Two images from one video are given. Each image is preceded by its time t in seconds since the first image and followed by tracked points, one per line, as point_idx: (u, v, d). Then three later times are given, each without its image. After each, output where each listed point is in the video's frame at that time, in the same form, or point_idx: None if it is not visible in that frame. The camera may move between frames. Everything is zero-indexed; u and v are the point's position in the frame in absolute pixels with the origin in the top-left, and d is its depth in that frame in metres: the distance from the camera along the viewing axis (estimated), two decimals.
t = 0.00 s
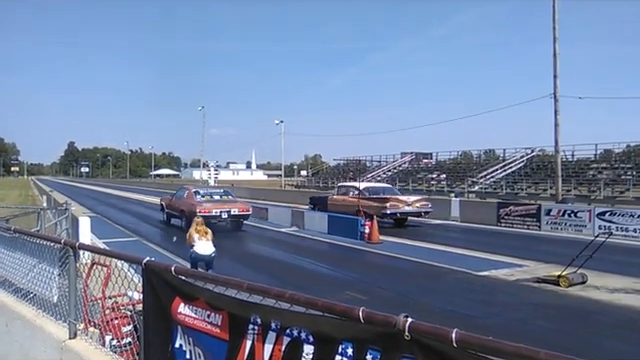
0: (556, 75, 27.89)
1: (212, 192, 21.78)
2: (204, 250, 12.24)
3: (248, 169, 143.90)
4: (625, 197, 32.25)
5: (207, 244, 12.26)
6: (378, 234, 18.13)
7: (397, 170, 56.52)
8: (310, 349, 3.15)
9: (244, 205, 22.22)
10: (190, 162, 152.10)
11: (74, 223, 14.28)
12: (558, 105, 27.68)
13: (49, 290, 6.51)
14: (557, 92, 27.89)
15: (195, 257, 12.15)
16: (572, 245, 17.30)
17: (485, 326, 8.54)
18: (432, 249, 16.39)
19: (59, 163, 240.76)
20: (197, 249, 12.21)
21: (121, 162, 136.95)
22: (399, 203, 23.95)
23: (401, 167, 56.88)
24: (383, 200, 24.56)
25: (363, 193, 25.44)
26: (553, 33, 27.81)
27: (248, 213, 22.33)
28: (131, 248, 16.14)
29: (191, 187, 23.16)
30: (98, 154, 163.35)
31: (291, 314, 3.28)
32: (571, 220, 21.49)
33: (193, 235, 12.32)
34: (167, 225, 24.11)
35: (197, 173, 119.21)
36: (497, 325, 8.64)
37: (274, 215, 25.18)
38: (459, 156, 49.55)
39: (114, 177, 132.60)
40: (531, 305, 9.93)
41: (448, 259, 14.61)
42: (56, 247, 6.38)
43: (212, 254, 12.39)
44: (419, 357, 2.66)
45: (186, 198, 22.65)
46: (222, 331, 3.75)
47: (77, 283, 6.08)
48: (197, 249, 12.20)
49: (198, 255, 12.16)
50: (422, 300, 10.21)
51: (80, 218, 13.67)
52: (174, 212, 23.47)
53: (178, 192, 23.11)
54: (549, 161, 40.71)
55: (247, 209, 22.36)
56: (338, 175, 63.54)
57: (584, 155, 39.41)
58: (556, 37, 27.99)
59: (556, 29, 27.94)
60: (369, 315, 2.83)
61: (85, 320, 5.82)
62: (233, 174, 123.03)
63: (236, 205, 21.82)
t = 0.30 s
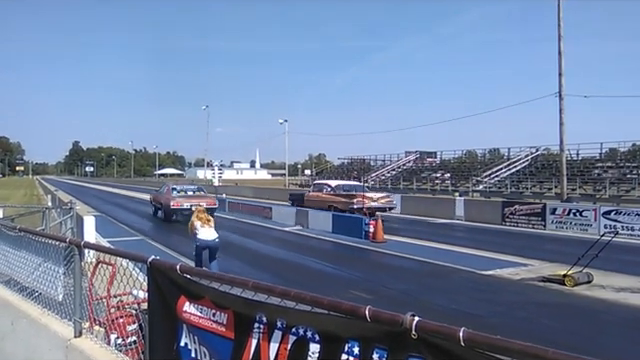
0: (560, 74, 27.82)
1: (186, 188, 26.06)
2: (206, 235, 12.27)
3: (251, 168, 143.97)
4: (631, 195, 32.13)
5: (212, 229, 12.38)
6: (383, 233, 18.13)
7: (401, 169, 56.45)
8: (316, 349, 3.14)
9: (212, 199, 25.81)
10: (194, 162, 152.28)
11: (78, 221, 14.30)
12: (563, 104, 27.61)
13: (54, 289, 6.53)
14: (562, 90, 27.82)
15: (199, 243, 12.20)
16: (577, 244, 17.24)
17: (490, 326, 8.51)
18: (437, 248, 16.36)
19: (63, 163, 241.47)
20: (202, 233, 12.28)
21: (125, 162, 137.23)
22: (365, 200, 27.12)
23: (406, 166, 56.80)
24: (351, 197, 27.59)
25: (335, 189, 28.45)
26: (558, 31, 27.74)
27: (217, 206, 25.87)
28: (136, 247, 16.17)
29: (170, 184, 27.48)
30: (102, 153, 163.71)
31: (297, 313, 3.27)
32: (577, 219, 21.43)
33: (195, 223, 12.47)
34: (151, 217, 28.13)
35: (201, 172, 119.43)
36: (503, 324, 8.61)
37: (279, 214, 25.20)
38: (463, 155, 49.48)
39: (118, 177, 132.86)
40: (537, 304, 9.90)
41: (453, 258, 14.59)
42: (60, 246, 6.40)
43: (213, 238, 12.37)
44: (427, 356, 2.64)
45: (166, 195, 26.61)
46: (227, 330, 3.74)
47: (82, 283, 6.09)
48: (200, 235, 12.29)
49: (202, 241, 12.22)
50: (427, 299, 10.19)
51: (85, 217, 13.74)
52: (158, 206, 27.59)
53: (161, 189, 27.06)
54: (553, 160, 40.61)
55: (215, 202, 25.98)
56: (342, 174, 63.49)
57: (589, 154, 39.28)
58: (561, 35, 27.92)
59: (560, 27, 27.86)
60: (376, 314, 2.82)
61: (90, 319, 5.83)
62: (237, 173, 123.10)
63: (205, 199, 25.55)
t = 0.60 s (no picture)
0: (566, 73, 27.73)
1: (171, 185, 31.86)
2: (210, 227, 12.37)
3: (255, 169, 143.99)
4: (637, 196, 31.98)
5: (215, 222, 12.44)
6: (387, 234, 18.11)
7: (406, 169, 56.37)
8: (324, 349, 3.13)
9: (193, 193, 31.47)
10: (198, 162, 152.45)
11: (83, 221, 14.33)
12: (569, 104, 27.52)
13: (60, 288, 6.54)
14: (568, 90, 27.74)
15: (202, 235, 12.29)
16: (583, 245, 17.17)
17: (496, 327, 8.48)
18: (441, 249, 16.33)
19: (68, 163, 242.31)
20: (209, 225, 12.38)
21: (130, 163, 137.61)
22: (334, 198, 30.20)
23: (410, 166, 56.74)
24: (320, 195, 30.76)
25: (309, 188, 31.58)
26: (564, 31, 27.66)
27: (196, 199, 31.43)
28: (140, 247, 16.22)
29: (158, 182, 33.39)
30: (107, 154, 164.21)
31: (304, 314, 3.27)
32: (582, 220, 21.36)
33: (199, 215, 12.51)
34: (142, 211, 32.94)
35: (205, 172, 119.59)
36: (508, 325, 8.58)
37: (283, 214, 25.20)
38: (468, 155, 49.39)
39: (122, 177, 133.14)
40: (543, 305, 9.86)
41: (457, 259, 14.57)
42: (67, 246, 6.41)
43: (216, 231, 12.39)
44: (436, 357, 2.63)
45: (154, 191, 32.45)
46: (234, 330, 3.74)
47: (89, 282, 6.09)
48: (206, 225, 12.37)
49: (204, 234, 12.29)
50: (432, 300, 10.17)
51: (89, 217, 13.78)
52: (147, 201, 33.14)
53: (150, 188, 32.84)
54: (559, 160, 40.49)
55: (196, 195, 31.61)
56: (347, 175, 63.49)
57: (595, 155, 39.13)
58: (567, 35, 27.82)
59: (566, 27, 27.78)
60: (383, 314, 2.82)
61: (96, 319, 5.84)
62: (241, 174, 123.21)
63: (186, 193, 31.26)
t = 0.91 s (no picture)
0: (574, 72, 27.60)
1: (163, 183, 36.86)
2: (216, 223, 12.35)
3: (262, 168, 144.10)
4: None
5: (219, 217, 12.38)
6: (395, 233, 18.09)
7: (412, 169, 56.27)
8: (335, 349, 3.12)
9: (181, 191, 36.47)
10: (205, 162, 152.75)
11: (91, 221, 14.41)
12: (577, 103, 27.39)
13: (69, 287, 6.56)
14: (576, 89, 27.61)
15: (209, 231, 12.36)
16: (592, 245, 17.08)
17: (504, 327, 8.45)
18: (449, 248, 16.30)
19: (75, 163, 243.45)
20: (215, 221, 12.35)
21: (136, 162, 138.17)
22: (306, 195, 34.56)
23: (417, 165, 56.69)
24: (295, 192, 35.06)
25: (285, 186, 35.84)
26: (572, 30, 27.53)
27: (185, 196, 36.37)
28: (147, 246, 16.29)
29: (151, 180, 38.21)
30: (114, 153, 164.92)
31: (315, 313, 3.26)
32: (591, 219, 21.26)
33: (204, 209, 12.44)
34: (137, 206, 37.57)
35: (211, 172, 119.89)
36: (517, 325, 8.54)
37: (290, 214, 25.22)
38: (475, 155, 49.28)
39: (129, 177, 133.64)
40: (552, 305, 9.81)
41: (465, 258, 14.54)
42: (76, 245, 6.42)
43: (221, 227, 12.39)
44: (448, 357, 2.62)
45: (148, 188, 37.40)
46: (244, 330, 3.73)
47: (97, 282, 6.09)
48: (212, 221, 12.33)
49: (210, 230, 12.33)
50: (440, 300, 10.14)
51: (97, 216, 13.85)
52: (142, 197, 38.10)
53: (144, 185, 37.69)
54: (567, 160, 40.32)
55: (183, 192, 36.55)
56: (353, 174, 63.51)
57: (603, 154, 38.96)
58: (574, 33, 27.69)
59: (574, 26, 27.63)
60: (396, 314, 2.80)
61: (105, 318, 5.84)
62: (248, 173, 123.41)
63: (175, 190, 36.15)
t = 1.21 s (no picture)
0: (581, 73, 27.51)
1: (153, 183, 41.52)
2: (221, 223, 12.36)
3: (267, 169, 144.17)
4: None
5: (224, 217, 12.35)
6: (400, 235, 18.08)
7: (418, 170, 56.19)
8: (344, 350, 3.11)
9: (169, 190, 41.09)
10: (210, 163, 153.05)
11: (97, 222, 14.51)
12: (583, 104, 27.29)
13: (77, 288, 6.58)
14: (582, 90, 27.51)
15: (213, 231, 12.37)
16: (599, 247, 17.00)
17: (511, 329, 8.42)
18: (455, 250, 16.27)
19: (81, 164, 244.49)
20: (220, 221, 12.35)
21: (142, 164, 138.70)
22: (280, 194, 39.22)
23: (423, 167, 56.64)
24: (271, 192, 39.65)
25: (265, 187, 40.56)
26: (578, 30, 27.43)
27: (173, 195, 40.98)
28: (153, 247, 16.36)
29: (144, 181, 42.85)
30: (120, 155, 165.55)
31: (323, 315, 3.25)
32: (598, 221, 21.17)
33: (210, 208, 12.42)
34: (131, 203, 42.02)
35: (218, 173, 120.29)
36: (524, 327, 8.51)
37: (296, 215, 25.24)
38: (481, 156, 49.20)
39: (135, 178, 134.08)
40: (559, 307, 9.77)
41: (470, 260, 14.51)
42: (83, 246, 6.45)
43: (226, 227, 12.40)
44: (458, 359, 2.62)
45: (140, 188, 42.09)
46: (253, 331, 3.73)
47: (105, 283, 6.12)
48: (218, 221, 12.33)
49: (214, 230, 12.34)
50: (446, 301, 10.13)
51: (104, 217, 13.97)
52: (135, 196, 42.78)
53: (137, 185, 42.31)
54: (573, 161, 40.18)
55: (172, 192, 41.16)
56: (359, 176, 63.52)
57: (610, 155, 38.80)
58: (581, 34, 27.60)
59: (581, 26, 27.55)
60: (406, 316, 2.79)
61: (112, 319, 5.86)
62: (253, 175, 123.63)
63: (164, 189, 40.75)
